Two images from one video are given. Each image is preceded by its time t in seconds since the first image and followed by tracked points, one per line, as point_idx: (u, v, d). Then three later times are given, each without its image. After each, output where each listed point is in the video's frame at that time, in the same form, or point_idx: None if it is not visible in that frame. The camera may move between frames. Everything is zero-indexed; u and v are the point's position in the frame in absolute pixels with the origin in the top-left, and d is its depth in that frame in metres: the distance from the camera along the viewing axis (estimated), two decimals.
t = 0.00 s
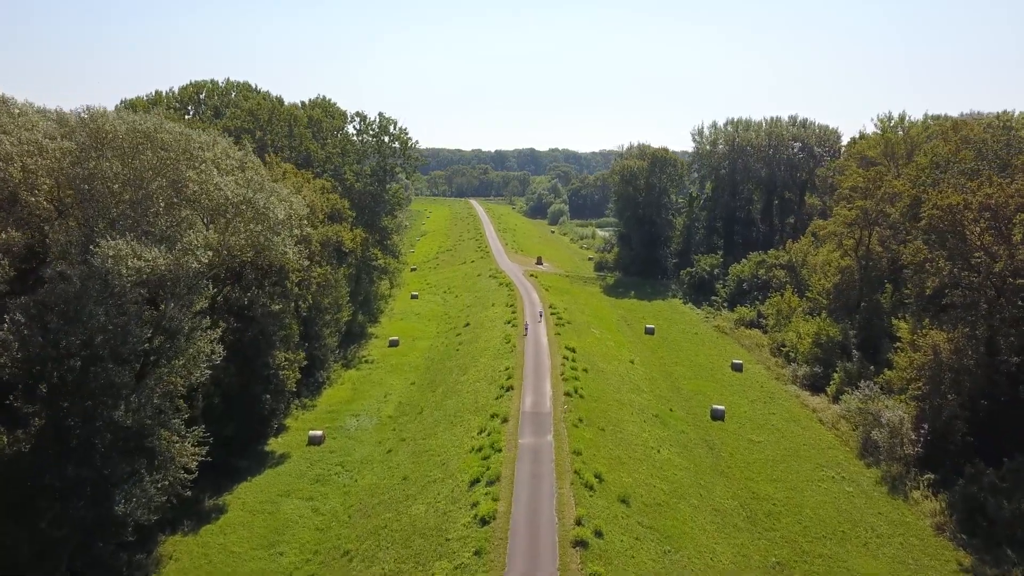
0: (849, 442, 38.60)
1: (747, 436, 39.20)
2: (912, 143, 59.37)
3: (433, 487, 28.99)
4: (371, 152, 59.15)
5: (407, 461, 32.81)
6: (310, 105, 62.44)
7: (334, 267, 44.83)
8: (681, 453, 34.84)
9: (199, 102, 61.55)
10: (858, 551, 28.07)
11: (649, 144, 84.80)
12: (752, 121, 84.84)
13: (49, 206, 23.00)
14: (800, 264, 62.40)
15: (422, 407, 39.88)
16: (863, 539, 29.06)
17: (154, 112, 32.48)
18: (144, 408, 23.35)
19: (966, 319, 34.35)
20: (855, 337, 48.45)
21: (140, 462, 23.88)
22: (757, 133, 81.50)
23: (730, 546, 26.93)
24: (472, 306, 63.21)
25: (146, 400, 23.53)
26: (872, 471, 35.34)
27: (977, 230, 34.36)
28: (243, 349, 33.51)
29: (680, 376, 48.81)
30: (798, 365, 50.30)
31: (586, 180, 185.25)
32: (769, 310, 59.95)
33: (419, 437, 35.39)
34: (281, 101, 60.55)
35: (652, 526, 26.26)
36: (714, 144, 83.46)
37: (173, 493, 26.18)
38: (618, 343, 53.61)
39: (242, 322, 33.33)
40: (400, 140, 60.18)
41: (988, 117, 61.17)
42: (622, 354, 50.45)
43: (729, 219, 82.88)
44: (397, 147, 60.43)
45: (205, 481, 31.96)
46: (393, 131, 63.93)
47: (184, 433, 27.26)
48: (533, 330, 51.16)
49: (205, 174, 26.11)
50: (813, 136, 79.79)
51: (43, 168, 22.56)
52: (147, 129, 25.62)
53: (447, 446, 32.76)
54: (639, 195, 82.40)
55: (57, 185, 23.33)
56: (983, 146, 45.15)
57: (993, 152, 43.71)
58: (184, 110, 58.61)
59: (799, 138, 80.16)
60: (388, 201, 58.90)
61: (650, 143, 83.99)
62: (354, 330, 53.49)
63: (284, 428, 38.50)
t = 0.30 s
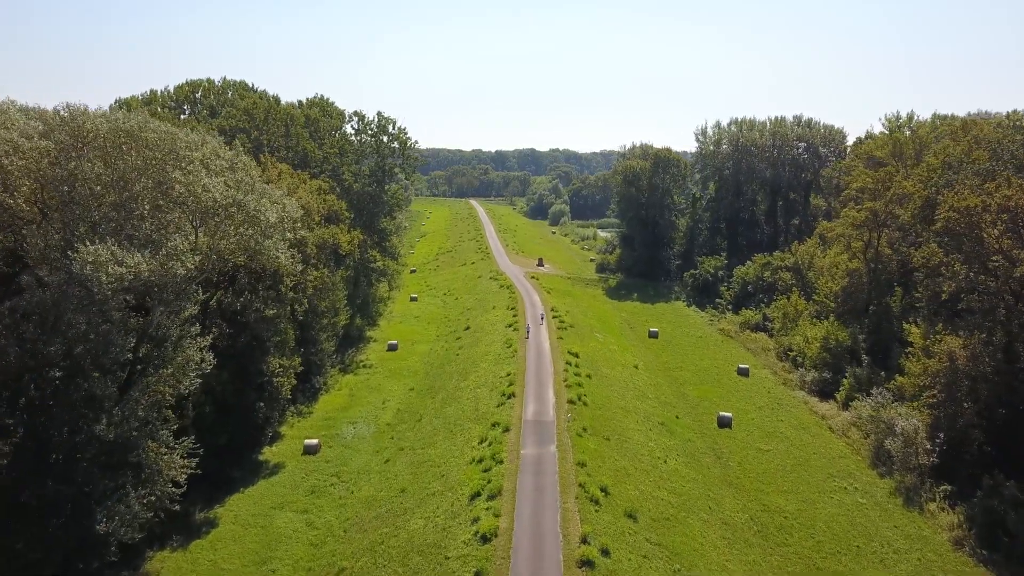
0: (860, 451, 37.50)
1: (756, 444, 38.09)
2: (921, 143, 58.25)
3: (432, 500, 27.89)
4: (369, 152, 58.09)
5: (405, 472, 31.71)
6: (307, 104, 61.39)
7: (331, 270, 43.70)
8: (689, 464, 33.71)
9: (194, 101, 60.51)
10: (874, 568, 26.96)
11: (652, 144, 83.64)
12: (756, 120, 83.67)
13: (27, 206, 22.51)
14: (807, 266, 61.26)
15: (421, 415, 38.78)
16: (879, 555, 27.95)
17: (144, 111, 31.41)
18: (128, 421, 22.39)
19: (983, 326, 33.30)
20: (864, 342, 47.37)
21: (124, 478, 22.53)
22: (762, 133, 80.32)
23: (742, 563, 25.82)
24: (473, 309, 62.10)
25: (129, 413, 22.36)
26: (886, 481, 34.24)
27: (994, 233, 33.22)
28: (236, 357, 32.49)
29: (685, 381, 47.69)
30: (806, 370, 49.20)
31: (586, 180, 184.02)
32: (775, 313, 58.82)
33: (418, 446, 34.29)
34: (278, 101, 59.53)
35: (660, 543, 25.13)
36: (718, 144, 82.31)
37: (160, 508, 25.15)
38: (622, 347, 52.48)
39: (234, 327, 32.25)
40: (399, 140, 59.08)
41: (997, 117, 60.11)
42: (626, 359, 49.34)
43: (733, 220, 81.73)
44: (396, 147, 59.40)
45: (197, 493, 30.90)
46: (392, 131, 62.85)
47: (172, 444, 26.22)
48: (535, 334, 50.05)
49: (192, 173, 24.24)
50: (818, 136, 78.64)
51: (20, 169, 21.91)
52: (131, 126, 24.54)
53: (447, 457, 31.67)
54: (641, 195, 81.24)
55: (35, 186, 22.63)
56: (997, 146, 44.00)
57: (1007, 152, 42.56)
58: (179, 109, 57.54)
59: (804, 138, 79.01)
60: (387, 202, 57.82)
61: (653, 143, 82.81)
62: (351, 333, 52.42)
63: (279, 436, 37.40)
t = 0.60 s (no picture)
0: (872, 460, 36.38)
1: (765, 453, 36.96)
2: (930, 143, 57.24)
3: (431, 515, 26.77)
4: (368, 152, 57.00)
5: (403, 484, 30.57)
6: (304, 104, 60.35)
7: (328, 274, 42.58)
8: (697, 475, 32.59)
9: (189, 100, 59.42)
10: None
11: (655, 144, 82.56)
12: (760, 120, 82.62)
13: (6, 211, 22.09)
14: (814, 269, 60.16)
15: (419, 423, 37.64)
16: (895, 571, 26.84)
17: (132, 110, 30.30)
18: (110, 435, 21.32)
19: (1003, 332, 32.16)
20: (873, 347, 46.29)
21: (107, 494, 21.68)
22: (766, 133, 79.25)
23: None
24: (473, 312, 60.96)
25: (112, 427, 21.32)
26: (901, 493, 33.09)
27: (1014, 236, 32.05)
28: (228, 364, 31.37)
29: (691, 387, 46.57)
30: (814, 375, 48.05)
31: (587, 180, 182.97)
32: (782, 317, 57.69)
33: (417, 456, 33.18)
34: (275, 100, 58.43)
35: (670, 562, 24.01)
36: (722, 144, 81.23)
37: (147, 525, 23.84)
38: (626, 352, 51.36)
39: (225, 334, 31.26)
40: (398, 140, 57.97)
41: (1008, 117, 59.03)
42: (629, 364, 48.21)
43: (737, 221, 80.64)
44: (395, 147, 58.28)
45: (187, 506, 29.81)
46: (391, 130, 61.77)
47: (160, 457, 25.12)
48: (537, 338, 48.90)
49: (178, 174, 23.06)
50: (823, 136, 77.59)
51: None
52: (113, 123, 23.41)
53: (446, 468, 30.54)
54: (644, 196, 80.07)
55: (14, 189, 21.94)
56: (1011, 146, 42.90)
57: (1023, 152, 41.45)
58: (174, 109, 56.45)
59: (809, 138, 77.96)
60: (386, 203, 56.69)
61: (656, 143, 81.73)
62: (349, 338, 51.33)
63: (273, 445, 36.31)
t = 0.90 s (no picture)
0: (886, 470, 35.19)
1: (775, 463, 35.79)
2: (939, 143, 56.31)
3: (429, 532, 25.59)
4: (366, 152, 55.86)
5: (401, 498, 29.39)
6: (302, 103, 59.23)
7: (324, 277, 41.42)
8: (706, 487, 31.41)
9: (185, 99, 58.32)
10: None
11: (658, 144, 81.46)
12: (765, 120, 81.53)
13: None
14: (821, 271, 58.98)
15: (418, 432, 36.45)
16: None
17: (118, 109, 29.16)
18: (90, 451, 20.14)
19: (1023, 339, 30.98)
20: (884, 352, 45.16)
21: (88, 514, 20.74)
22: (771, 132, 78.12)
23: None
24: (473, 315, 59.81)
25: (91, 443, 20.17)
26: (917, 505, 31.92)
27: None
28: (219, 372, 30.26)
29: (697, 393, 45.42)
30: (823, 381, 46.91)
31: (588, 180, 181.86)
32: (788, 320, 56.54)
33: (415, 468, 32.00)
34: (271, 99, 57.26)
35: None
36: (726, 144, 80.52)
37: (132, 543, 22.86)
38: (630, 357, 50.19)
39: (216, 341, 30.17)
40: (397, 140, 56.77)
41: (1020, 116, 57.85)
42: (634, 370, 47.03)
43: (741, 223, 79.49)
44: (394, 147, 57.08)
45: (176, 520, 28.67)
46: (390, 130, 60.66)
47: (146, 471, 24.11)
48: (539, 342, 47.72)
49: (161, 175, 21.89)
50: (829, 136, 76.43)
51: None
52: (91, 120, 22.27)
53: (445, 481, 29.36)
54: (647, 197, 78.86)
55: None
56: None
57: None
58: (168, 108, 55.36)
59: (814, 138, 76.81)
60: (385, 204, 55.52)
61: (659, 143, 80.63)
62: (347, 342, 50.27)
63: (268, 455, 35.12)
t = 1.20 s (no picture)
0: (901, 481, 34.01)
1: (786, 474, 34.60)
2: (948, 143, 55.28)
3: (427, 551, 24.45)
4: (364, 152, 54.71)
5: (399, 512, 28.21)
6: (299, 103, 58.13)
7: (320, 281, 40.24)
8: (716, 500, 30.24)
9: (179, 99, 57.19)
10: None
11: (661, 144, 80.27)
12: (769, 120, 80.40)
13: None
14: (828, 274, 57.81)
15: (417, 441, 35.25)
16: None
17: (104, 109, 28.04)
18: (66, 471, 19.07)
19: None
20: (895, 358, 44.03)
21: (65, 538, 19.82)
22: (776, 133, 76.92)
23: None
24: (473, 318, 58.64)
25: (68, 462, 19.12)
26: (935, 518, 30.79)
27: None
28: (212, 381, 29.25)
29: (703, 400, 44.23)
30: (832, 387, 45.71)
31: (589, 182, 180.70)
32: (795, 324, 55.36)
33: (414, 479, 30.84)
34: (268, 99, 56.14)
35: None
36: (730, 144, 79.58)
37: (114, 565, 21.82)
38: (634, 362, 49.02)
39: (208, 349, 29.09)
40: (396, 140, 55.58)
41: None
42: (638, 375, 45.85)
43: (745, 224, 78.31)
44: (392, 147, 55.86)
45: (165, 536, 27.53)
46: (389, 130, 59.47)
47: (131, 487, 23.00)
48: (541, 347, 46.57)
49: (143, 177, 20.76)
50: (835, 137, 75.27)
51: None
52: (68, 119, 21.25)
53: (445, 494, 28.21)
54: (649, 198, 77.68)
55: None
56: None
57: None
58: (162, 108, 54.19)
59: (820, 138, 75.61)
60: (383, 205, 54.34)
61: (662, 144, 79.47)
62: (344, 347, 49.10)
63: (262, 465, 33.95)
